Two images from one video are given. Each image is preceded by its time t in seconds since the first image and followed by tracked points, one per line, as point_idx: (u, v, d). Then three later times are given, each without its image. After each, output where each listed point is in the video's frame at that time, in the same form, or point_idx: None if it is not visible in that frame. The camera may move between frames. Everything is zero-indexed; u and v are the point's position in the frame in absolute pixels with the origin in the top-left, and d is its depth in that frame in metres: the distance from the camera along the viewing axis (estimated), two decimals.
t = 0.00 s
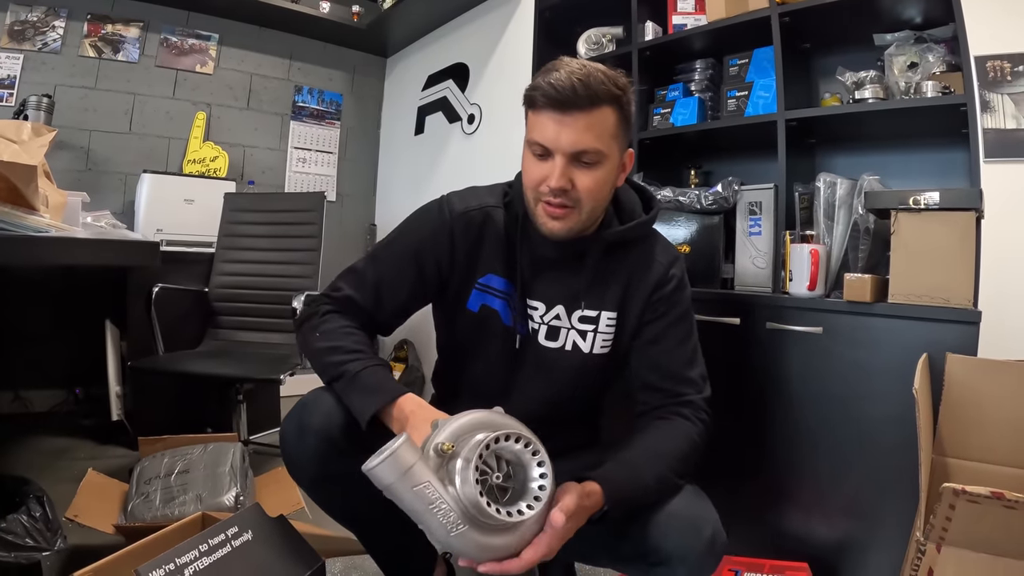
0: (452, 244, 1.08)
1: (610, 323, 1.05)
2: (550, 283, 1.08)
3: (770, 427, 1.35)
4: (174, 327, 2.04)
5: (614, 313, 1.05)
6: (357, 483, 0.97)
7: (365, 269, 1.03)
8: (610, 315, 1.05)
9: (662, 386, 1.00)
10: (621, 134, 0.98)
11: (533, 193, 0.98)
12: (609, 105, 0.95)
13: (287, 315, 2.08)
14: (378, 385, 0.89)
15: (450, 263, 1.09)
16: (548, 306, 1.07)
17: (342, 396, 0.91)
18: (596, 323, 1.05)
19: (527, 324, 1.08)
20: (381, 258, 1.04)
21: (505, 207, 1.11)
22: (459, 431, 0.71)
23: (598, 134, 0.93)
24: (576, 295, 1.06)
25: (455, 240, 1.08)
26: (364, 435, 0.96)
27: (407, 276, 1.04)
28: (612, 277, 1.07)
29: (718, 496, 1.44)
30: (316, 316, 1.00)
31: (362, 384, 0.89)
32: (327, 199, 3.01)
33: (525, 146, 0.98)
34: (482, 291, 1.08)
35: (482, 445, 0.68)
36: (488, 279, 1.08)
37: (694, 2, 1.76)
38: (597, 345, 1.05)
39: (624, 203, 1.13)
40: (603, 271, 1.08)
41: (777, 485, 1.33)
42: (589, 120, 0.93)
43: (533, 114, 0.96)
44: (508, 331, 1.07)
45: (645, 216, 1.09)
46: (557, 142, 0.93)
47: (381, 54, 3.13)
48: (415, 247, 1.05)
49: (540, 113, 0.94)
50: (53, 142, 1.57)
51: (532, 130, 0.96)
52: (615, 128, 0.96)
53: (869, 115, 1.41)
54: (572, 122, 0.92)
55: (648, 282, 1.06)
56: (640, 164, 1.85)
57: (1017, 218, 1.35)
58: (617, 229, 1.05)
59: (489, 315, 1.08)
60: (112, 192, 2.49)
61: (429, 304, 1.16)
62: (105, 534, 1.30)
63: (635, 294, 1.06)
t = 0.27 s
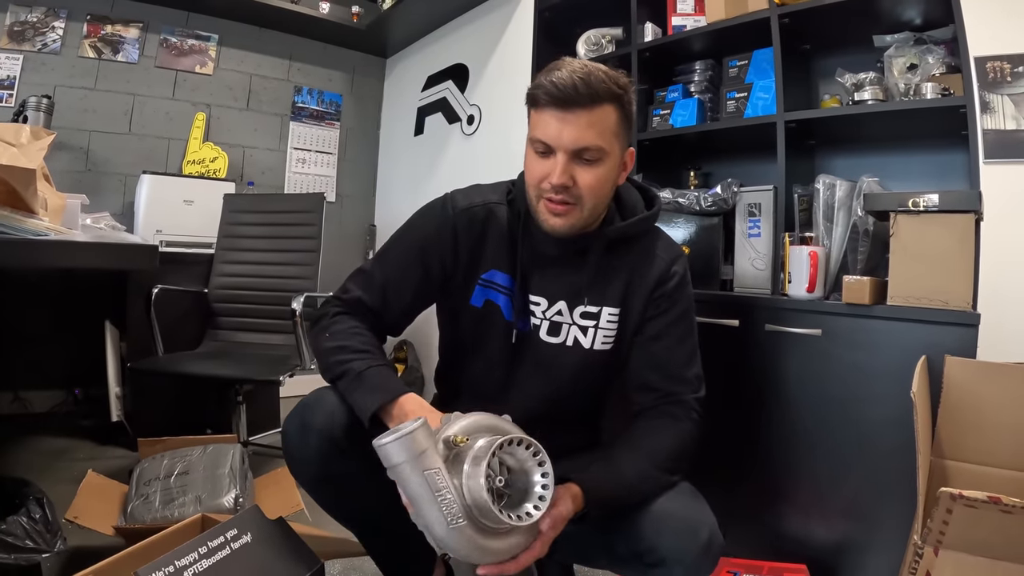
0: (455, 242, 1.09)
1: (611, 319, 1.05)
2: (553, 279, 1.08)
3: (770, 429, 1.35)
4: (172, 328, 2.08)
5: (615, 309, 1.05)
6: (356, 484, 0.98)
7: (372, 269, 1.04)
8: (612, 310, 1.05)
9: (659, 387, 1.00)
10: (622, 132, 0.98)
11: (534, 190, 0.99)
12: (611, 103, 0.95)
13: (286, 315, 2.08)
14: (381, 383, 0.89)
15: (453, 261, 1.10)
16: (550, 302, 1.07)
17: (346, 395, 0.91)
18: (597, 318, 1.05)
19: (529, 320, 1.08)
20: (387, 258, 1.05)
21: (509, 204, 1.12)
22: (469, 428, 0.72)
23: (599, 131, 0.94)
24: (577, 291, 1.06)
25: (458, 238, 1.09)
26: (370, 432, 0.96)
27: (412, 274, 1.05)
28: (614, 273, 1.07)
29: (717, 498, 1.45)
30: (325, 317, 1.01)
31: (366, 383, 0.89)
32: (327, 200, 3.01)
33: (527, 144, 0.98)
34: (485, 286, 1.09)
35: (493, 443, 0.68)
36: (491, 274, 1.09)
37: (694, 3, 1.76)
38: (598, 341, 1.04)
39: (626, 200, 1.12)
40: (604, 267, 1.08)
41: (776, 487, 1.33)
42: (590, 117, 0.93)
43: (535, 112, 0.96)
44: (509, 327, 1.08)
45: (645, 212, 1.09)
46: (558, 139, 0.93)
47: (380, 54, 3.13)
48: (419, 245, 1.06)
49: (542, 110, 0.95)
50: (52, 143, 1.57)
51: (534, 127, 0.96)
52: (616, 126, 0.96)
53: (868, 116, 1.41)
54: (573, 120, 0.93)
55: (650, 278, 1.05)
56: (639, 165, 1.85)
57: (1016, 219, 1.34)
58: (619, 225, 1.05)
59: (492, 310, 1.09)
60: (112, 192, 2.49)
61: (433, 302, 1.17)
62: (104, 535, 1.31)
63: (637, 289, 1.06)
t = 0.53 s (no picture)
0: (450, 243, 1.10)
1: (609, 320, 1.05)
2: (551, 279, 1.08)
3: (767, 429, 1.35)
4: (171, 329, 2.10)
5: (613, 309, 1.05)
6: (353, 485, 0.98)
7: (370, 270, 1.04)
8: (609, 311, 1.05)
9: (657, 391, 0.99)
10: (623, 134, 0.98)
11: (535, 190, 0.99)
12: (613, 104, 0.95)
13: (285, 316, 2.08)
14: (376, 383, 0.88)
15: (449, 260, 1.11)
16: (548, 302, 1.07)
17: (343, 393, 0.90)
18: (594, 319, 1.05)
19: (525, 321, 1.08)
20: (386, 258, 1.05)
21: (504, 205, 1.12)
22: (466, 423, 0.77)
23: (601, 132, 0.94)
24: (575, 292, 1.07)
25: (454, 239, 1.10)
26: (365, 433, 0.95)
27: (410, 275, 1.05)
28: (612, 274, 1.07)
29: (714, 498, 1.45)
30: (323, 317, 1.00)
31: (362, 381, 0.89)
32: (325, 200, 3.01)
33: (529, 143, 0.99)
34: (479, 286, 1.10)
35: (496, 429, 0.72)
36: (485, 274, 1.09)
37: (692, 4, 1.76)
38: (595, 342, 1.04)
39: (625, 200, 1.12)
40: (603, 266, 1.08)
41: (773, 488, 1.34)
42: (592, 119, 0.93)
43: (536, 112, 0.96)
44: (505, 327, 1.08)
45: (644, 213, 1.09)
46: (560, 140, 0.93)
47: (380, 54, 3.13)
48: (414, 245, 1.06)
49: (544, 111, 0.95)
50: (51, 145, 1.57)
51: (536, 128, 0.96)
52: (618, 127, 0.97)
53: (866, 118, 1.41)
54: (576, 120, 0.93)
55: (648, 279, 1.05)
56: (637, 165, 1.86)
57: (1013, 220, 1.34)
58: (618, 227, 1.05)
59: (487, 310, 1.09)
60: (111, 193, 2.49)
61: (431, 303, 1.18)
62: (103, 536, 1.31)
63: (634, 290, 1.06)
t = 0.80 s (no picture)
0: (448, 247, 1.10)
1: (606, 321, 1.04)
2: (549, 280, 1.09)
3: (767, 428, 1.35)
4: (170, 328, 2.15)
5: (611, 310, 1.05)
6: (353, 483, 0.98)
7: (373, 275, 1.06)
8: (607, 312, 1.04)
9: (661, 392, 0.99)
10: (627, 136, 0.98)
11: (537, 192, 0.99)
12: (618, 107, 0.94)
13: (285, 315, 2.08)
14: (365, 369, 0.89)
15: (448, 263, 1.10)
16: (546, 303, 1.07)
17: (339, 381, 0.91)
18: (592, 320, 1.05)
19: (523, 321, 1.08)
20: (388, 262, 1.06)
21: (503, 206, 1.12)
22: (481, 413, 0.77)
23: (605, 136, 0.93)
24: (574, 293, 1.07)
25: (452, 242, 1.10)
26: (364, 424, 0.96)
27: (410, 279, 1.06)
28: (611, 275, 1.07)
29: (714, 498, 1.45)
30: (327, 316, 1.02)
31: (351, 370, 0.90)
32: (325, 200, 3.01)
33: (532, 143, 0.98)
34: (478, 287, 1.09)
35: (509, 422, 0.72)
36: (484, 275, 1.10)
37: (692, 3, 1.76)
38: (593, 343, 1.04)
39: (626, 201, 1.12)
40: (602, 268, 1.08)
41: (773, 487, 1.33)
42: (597, 122, 0.92)
43: (541, 112, 0.95)
44: (505, 329, 1.09)
45: (644, 213, 1.09)
46: (564, 143, 0.93)
47: (379, 54, 3.13)
48: (417, 247, 1.07)
49: (549, 112, 0.94)
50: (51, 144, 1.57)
51: (540, 128, 0.95)
52: (622, 130, 0.96)
53: (866, 117, 1.41)
54: (581, 123, 0.92)
55: (647, 281, 1.05)
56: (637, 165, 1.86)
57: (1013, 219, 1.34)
58: (618, 228, 1.05)
59: (486, 311, 1.09)
60: (111, 192, 2.49)
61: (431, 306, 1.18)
62: (102, 535, 1.31)
63: (633, 291, 1.05)
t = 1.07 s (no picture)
0: (454, 241, 1.10)
1: (606, 323, 1.04)
2: (549, 282, 1.08)
3: (768, 428, 1.35)
4: (170, 327, 2.14)
5: (611, 312, 1.04)
6: (354, 482, 0.98)
7: (377, 271, 1.06)
8: (607, 315, 1.04)
9: (664, 393, 0.99)
10: (634, 140, 0.98)
11: (543, 195, 0.98)
12: (626, 113, 0.94)
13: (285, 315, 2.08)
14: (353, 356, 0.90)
15: (452, 258, 1.10)
16: (546, 304, 1.07)
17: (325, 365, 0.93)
18: (592, 322, 1.04)
19: (527, 322, 1.09)
20: (392, 258, 1.07)
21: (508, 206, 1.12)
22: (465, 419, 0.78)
23: (613, 142, 0.93)
24: (574, 295, 1.06)
25: (457, 238, 1.10)
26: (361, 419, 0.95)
27: (416, 276, 1.06)
28: (611, 277, 1.07)
29: (714, 497, 1.45)
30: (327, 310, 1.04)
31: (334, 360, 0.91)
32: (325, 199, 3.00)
33: (539, 146, 0.97)
34: (483, 285, 1.09)
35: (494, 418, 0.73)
36: (489, 274, 1.09)
37: (693, 3, 1.76)
38: (593, 344, 1.04)
39: (628, 202, 1.11)
40: (602, 270, 1.08)
41: (775, 487, 1.33)
42: (606, 129, 0.92)
43: (549, 115, 0.94)
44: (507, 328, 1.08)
45: (647, 216, 1.08)
46: (572, 149, 0.92)
47: (379, 54, 3.13)
48: (420, 247, 1.07)
49: (557, 116, 0.93)
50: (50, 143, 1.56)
51: (548, 132, 0.94)
52: (629, 135, 0.96)
53: (867, 116, 1.40)
54: (590, 130, 0.91)
55: (648, 283, 1.04)
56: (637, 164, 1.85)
57: (1015, 219, 1.34)
58: (621, 230, 1.05)
59: (489, 310, 1.09)
60: (111, 192, 2.48)
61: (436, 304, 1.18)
62: (102, 535, 1.30)
63: (632, 294, 1.05)
